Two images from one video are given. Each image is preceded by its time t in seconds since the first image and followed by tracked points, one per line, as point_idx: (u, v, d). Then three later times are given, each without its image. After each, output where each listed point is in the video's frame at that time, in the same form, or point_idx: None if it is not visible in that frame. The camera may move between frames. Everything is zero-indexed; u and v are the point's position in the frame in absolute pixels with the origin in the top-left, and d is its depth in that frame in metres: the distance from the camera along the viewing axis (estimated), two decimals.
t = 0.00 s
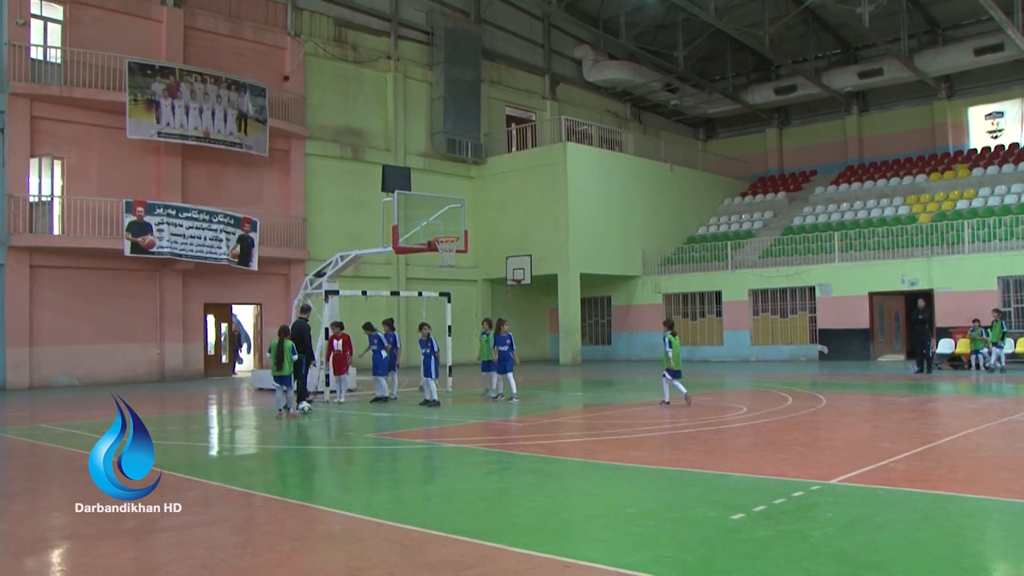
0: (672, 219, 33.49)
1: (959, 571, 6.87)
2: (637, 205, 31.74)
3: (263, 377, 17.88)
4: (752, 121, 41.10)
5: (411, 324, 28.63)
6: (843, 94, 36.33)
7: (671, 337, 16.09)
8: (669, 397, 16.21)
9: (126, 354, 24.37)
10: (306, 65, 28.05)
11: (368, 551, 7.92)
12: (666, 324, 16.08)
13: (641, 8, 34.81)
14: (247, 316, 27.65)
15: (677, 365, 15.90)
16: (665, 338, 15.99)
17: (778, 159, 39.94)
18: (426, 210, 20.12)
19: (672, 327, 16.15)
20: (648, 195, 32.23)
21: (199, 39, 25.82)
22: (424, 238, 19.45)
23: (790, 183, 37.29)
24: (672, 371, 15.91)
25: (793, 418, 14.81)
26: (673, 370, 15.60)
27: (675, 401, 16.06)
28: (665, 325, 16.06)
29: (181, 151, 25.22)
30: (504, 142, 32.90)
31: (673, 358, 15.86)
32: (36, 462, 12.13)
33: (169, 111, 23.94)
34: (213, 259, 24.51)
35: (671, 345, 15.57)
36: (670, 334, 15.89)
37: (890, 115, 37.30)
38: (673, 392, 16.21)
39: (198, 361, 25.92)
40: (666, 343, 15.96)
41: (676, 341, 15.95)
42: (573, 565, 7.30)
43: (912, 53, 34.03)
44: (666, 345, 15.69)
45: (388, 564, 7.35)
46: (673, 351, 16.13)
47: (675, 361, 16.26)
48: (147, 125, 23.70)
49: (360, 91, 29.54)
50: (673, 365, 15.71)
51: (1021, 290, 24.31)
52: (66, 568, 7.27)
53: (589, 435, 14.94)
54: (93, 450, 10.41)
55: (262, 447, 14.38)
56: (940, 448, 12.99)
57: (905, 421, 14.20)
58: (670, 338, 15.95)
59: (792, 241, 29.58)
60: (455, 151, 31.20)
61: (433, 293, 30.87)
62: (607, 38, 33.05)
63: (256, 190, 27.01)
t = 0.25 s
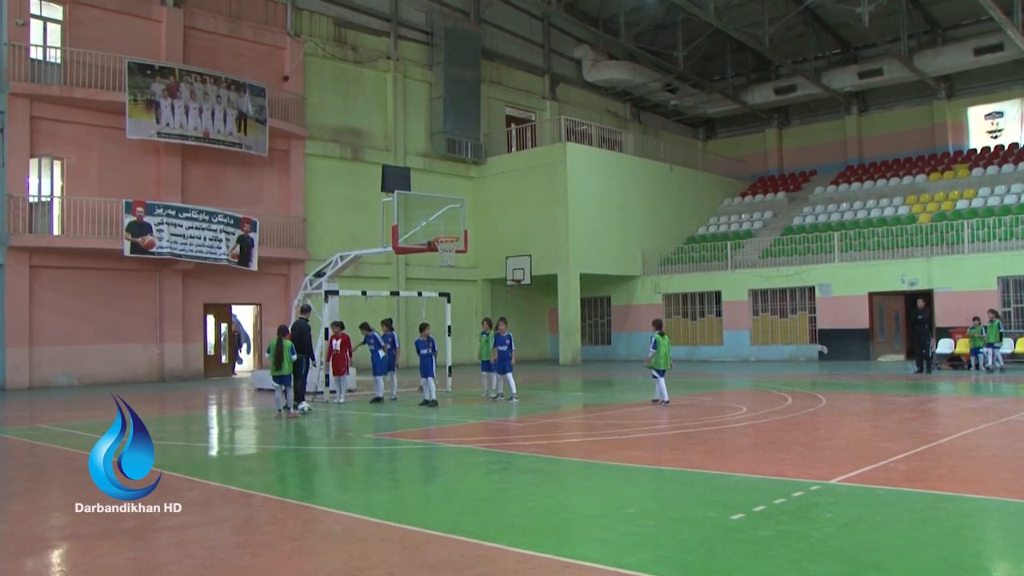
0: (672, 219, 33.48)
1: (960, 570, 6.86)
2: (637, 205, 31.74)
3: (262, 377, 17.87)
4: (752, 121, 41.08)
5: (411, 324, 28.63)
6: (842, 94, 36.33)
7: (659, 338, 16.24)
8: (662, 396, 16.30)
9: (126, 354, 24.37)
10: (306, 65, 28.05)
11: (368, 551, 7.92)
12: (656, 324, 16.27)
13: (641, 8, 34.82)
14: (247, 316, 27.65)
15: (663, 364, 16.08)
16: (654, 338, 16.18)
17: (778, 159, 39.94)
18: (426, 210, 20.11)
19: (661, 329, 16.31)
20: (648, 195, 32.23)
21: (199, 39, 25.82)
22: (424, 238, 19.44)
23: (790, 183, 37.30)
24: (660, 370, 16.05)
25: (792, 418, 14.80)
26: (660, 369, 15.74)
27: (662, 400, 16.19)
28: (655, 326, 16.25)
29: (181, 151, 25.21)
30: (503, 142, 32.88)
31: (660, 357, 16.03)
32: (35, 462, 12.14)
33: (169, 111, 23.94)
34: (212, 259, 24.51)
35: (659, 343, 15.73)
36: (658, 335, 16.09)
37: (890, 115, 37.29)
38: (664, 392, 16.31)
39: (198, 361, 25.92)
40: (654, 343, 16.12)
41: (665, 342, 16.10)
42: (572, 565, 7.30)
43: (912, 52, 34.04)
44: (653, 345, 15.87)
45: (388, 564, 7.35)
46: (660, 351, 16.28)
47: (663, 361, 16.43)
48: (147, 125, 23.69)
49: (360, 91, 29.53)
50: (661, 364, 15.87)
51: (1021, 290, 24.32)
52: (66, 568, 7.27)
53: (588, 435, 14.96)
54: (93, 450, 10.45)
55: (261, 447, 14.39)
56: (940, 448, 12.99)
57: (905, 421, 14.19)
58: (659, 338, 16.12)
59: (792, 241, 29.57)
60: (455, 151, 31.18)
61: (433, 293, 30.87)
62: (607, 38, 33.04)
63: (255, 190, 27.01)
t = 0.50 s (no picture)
0: (672, 219, 33.48)
1: (959, 570, 6.86)
2: (636, 204, 31.74)
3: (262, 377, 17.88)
4: (752, 120, 41.05)
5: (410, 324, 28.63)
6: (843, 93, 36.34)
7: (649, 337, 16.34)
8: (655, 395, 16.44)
9: (126, 354, 24.37)
10: (306, 65, 28.05)
11: (368, 551, 7.91)
12: (646, 324, 16.40)
13: (640, 7, 34.81)
14: (246, 316, 27.66)
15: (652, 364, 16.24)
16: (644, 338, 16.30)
17: (777, 160, 39.91)
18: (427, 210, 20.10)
19: (652, 329, 16.38)
20: (648, 194, 32.24)
21: (199, 38, 25.82)
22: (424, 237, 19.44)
23: (790, 182, 37.30)
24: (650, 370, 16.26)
25: (792, 417, 14.78)
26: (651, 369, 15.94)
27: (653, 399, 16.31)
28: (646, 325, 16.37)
29: (180, 151, 25.21)
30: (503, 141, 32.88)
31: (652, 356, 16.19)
32: (35, 461, 12.14)
33: (168, 110, 23.94)
34: (212, 259, 24.51)
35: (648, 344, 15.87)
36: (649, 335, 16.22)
37: (890, 114, 37.25)
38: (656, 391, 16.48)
39: (198, 361, 25.93)
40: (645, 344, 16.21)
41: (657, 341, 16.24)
42: (572, 564, 7.30)
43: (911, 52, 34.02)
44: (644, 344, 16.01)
45: (388, 564, 7.35)
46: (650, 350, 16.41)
47: (653, 360, 16.57)
48: (147, 125, 23.70)
49: (360, 90, 29.53)
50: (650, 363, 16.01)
51: (1021, 290, 24.34)
52: (66, 567, 7.27)
53: (588, 435, 14.97)
54: (93, 450, 10.44)
55: (261, 446, 14.39)
56: (941, 447, 12.99)
57: (906, 420, 14.19)
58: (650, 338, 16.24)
59: (791, 241, 29.58)
60: (455, 151, 31.18)
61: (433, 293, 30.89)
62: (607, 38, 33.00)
63: (256, 189, 27.03)
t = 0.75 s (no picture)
0: (671, 218, 33.40)
1: (962, 571, 6.78)
2: (637, 202, 31.66)
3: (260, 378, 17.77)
4: (754, 119, 41.05)
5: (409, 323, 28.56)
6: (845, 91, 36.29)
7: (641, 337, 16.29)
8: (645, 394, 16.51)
9: (124, 355, 24.31)
10: (303, 63, 27.96)
11: (367, 552, 7.83)
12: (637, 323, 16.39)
13: (641, 6, 34.71)
14: (244, 315, 27.59)
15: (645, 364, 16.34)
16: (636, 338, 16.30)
17: (778, 158, 40.02)
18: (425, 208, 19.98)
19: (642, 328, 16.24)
20: (649, 192, 32.21)
21: (197, 36, 25.75)
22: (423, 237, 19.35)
23: (791, 182, 37.28)
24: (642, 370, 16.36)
25: (793, 417, 14.69)
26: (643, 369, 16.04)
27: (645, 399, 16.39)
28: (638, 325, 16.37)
29: (179, 150, 25.12)
30: (502, 140, 32.81)
31: (643, 356, 16.27)
32: (30, 462, 12.07)
33: (167, 109, 23.85)
34: (210, 258, 24.47)
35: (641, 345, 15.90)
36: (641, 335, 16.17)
37: (891, 112, 37.22)
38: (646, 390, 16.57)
39: (195, 361, 25.88)
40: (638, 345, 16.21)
41: (648, 342, 16.30)
42: (570, 566, 7.22)
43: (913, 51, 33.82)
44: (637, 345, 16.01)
45: (385, 565, 7.27)
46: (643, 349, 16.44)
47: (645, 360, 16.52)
48: (145, 123, 23.59)
49: (359, 89, 29.46)
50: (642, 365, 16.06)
51: None
52: (61, 568, 7.19)
53: (588, 435, 14.90)
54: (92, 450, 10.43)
55: (258, 447, 14.33)
56: (943, 448, 12.90)
57: (908, 420, 14.12)
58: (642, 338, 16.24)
59: (792, 240, 29.52)
60: (454, 150, 31.13)
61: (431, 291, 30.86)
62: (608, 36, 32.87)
63: (254, 188, 26.98)
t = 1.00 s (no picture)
0: (681, 215, 32.41)
1: None
2: (644, 196, 30.67)
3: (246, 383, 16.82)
4: (771, 106, 40.03)
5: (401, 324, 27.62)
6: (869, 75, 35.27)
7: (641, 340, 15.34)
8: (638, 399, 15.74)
9: (94, 357, 23.32)
10: (288, 47, 27.03)
11: (354, 568, 6.87)
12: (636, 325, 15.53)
13: None
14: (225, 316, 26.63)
15: (645, 367, 15.54)
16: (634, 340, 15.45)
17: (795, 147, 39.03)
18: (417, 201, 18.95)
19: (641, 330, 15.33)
20: (659, 185, 31.32)
21: (173, 16, 24.84)
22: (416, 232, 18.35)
23: (811, 174, 36.22)
24: (637, 374, 15.61)
25: (814, 426, 13.72)
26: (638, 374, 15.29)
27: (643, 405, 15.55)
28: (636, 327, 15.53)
29: (154, 139, 24.19)
30: (501, 128, 31.70)
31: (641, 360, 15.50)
32: None
33: (140, 94, 22.93)
34: (188, 254, 23.57)
35: (640, 349, 15.07)
36: (640, 338, 15.29)
37: (921, 99, 36.07)
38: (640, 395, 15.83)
39: (172, 364, 24.84)
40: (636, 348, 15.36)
41: (646, 345, 15.51)
42: None
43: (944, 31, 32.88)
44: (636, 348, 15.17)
45: None
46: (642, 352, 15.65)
47: (643, 362, 15.64)
48: (118, 110, 22.67)
49: (347, 73, 28.47)
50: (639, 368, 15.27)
51: None
52: None
53: (592, 444, 13.94)
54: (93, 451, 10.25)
55: (240, 457, 13.35)
56: (977, 460, 11.93)
57: (939, 430, 13.16)
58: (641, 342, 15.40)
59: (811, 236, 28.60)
60: (449, 139, 30.22)
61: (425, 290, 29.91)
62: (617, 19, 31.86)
63: (236, 179, 26.04)
